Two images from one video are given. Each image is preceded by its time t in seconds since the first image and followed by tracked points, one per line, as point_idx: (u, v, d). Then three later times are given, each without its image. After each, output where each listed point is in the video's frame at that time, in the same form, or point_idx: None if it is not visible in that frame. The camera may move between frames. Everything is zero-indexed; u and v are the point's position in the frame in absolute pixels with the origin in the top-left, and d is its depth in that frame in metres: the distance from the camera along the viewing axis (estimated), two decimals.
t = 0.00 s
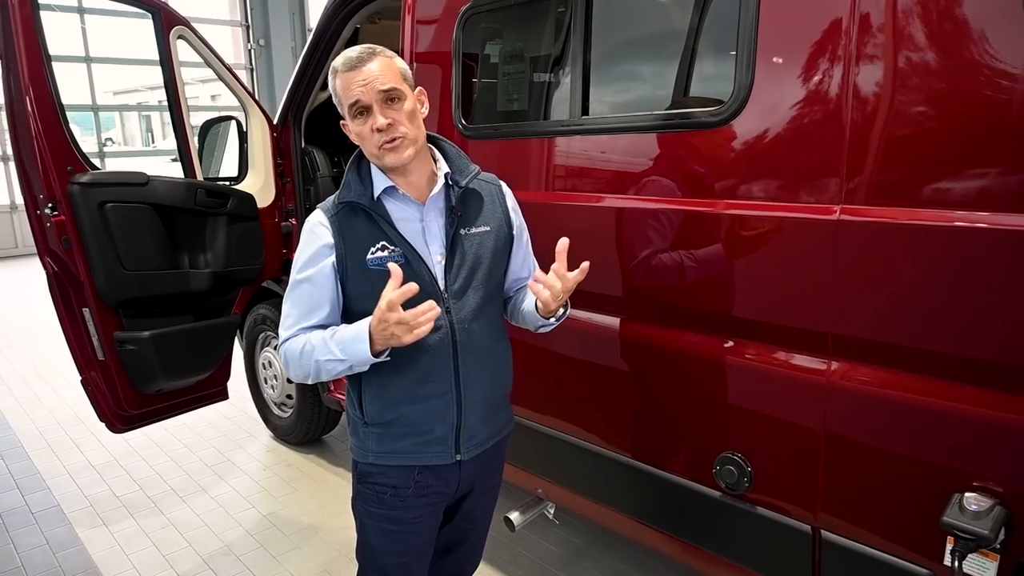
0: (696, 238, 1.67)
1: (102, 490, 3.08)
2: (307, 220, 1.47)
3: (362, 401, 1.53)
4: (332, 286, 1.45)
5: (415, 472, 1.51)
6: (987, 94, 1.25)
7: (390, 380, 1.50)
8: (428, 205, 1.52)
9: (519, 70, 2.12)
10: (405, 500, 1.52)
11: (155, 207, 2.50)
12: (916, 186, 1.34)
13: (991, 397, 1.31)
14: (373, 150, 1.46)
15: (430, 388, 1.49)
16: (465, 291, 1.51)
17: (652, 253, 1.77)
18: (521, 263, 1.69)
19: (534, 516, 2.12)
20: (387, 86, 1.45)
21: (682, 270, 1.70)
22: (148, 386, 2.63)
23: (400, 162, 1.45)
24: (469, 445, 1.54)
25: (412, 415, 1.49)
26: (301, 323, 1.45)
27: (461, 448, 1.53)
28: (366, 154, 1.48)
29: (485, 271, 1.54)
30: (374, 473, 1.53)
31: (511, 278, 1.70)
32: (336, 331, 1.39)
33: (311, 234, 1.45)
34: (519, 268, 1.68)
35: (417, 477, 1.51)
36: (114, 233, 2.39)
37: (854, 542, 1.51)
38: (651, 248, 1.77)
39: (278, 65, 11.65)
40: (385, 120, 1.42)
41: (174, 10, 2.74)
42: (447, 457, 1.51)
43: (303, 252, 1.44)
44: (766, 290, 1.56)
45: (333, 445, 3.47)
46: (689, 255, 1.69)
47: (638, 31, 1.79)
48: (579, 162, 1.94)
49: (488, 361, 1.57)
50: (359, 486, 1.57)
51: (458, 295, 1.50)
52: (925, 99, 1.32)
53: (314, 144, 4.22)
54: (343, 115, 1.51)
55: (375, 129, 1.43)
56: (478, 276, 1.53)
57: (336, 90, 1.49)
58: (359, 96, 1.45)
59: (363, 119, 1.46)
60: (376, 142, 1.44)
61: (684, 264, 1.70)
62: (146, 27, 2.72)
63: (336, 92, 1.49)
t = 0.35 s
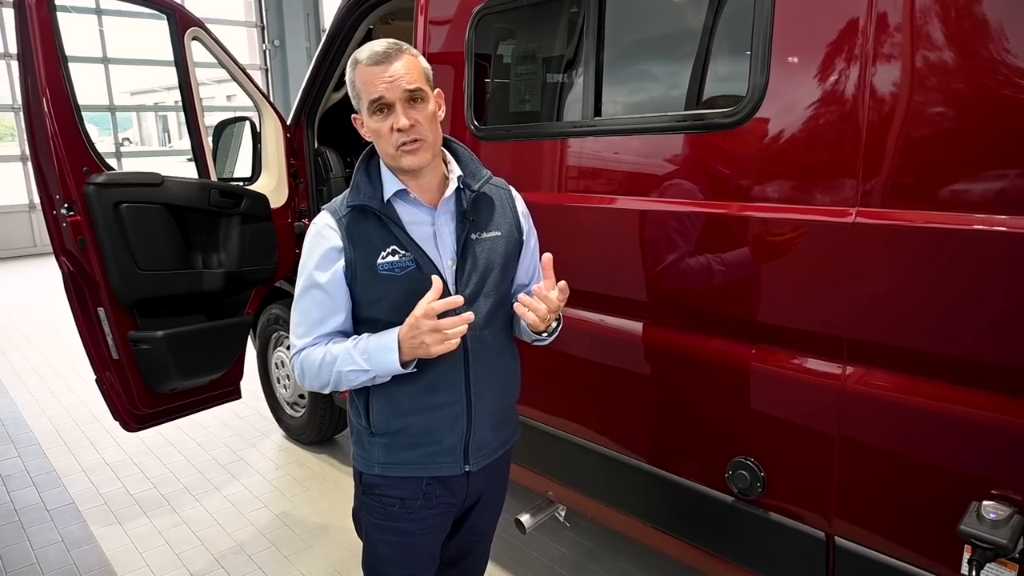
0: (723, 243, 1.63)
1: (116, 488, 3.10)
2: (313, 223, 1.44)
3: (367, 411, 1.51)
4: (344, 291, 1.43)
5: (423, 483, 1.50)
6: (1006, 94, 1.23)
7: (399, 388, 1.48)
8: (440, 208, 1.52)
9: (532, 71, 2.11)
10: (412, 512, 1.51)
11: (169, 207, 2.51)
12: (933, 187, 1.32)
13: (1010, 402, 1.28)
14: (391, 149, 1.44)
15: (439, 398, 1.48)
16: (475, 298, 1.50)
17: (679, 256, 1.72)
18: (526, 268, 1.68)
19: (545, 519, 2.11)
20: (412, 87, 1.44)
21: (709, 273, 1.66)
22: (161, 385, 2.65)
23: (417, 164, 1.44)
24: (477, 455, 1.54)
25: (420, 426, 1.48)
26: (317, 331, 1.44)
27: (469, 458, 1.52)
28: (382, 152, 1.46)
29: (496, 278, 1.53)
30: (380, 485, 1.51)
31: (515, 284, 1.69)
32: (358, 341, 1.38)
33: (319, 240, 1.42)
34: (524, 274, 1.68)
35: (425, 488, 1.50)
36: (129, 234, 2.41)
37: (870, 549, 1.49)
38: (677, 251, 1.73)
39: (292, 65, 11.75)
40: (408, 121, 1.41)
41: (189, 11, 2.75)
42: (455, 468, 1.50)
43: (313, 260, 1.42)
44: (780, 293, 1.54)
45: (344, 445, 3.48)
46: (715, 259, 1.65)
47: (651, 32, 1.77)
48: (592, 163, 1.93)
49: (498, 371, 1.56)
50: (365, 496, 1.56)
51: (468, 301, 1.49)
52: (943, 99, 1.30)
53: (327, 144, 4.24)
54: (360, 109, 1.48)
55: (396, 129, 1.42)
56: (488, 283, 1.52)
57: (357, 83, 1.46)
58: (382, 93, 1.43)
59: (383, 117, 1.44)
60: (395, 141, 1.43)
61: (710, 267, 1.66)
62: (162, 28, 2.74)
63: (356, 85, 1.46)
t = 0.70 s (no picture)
0: (743, 246, 1.59)
1: (127, 486, 3.12)
2: (313, 222, 1.43)
3: (363, 416, 1.50)
4: (344, 292, 1.42)
5: (418, 492, 1.49)
6: None
7: (402, 392, 1.47)
8: (443, 212, 1.51)
9: (540, 71, 2.10)
10: (408, 520, 1.50)
11: (179, 207, 2.52)
12: (949, 189, 1.29)
13: None
14: (395, 137, 1.42)
15: (436, 407, 1.47)
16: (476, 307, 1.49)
17: (698, 258, 1.69)
18: (531, 274, 1.67)
19: (552, 522, 2.09)
20: (431, 79, 1.42)
21: (729, 277, 1.63)
22: (171, 384, 2.66)
23: (416, 158, 1.42)
24: (474, 465, 1.52)
25: (416, 435, 1.47)
26: (316, 333, 1.42)
27: (465, 468, 1.51)
28: (386, 139, 1.44)
29: (497, 288, 1.51)
30: (376, 491, 1.50)
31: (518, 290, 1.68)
32: (358, 339, 1.37)
33: (316, 238, 1.41)
34: (529, 281, 1.67)
35: (421, 497, 1.49)
36: (139, 233, 2.42)
37: (882, 557, 1.46)
38: (697, 253, 1.69)
39: (305, 65, 11.85)
40: (418, 112, 1.39)
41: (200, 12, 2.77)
42: (451, 478, 1.49)
43: (310, 258, 1.40)
44: (792, 295, 1.52)
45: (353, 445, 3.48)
46: (735, 262, 1.62)
47: (661, 31, 1.75)
48: (603, 163, 1.91)
49: (496, 381, 1.55)
50: (360, 502, 1.54)
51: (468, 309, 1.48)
52: (960, 99, 1.27)
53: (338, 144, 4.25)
54: (375, 90, 1.46)
55: (404, 118, 1.40)
56: (489, 292, 1.51)
57: (377, 65, 1.45)
58: (399, 78, 1.41)
59: (396, 104, 1.42)
60: (401, 130, 1.41)
61: (728, 270, 1.63)
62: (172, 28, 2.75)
63: (376, 65, 1.45)
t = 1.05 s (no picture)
0: (767, 249, 1.55)
1: (136, 484, 3.14)
2: (302, 218, 1.43)
3: (344, 423, 1.49)
4: (330, 293, 1.41)
5: (399, 503, 1.48)
6: None
7: (405, 394, 1.46)
8: (433, 216, 1.51)
9: (548, 71, 2.08)
10: (390, 530, 1.49)
11: (187, 207, 2.53)
12: (964, 191, 1.27)
13: None
14: (385, 132, 1.42)
15: (418, 418, 1.46)
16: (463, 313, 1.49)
17: (721, 262, 1.65)
18: (525, 284, 1.68)
19: (558, 523, 2.08)
20: (424, 77, 1.42)
21: (753, 281, 1.59)
22: (178, 383, 2.67)
23: (404, 155, 1.41)
24: (456, 478, 1.52)
25: (397, 445, 1.46)
26: (304, 333, 1.42)
27: (447, 481, 1.50)
28: (377, 135, 1.44)
29: (488, 295, 1.51)
30: (358, 499, 1.50)
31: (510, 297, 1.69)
32: (351, 346, 1.37)
33: (303, 237, 1.40)
34: (522, 289, 1.68)
35: (402, 508, 1.48)
36: (147, 233, 2.43)
37: (888, 565, 1.44)
38: (719, 256, 1.65)
39: (317, 65, 11.94)
40: (406, 107, 1.38)
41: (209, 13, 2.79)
42: (432, 490, 1.49)
43: (298, 258, 1.40)
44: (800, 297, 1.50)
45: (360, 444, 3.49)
46: (759, 265, 1.57)
47: (669, 31, 1.74)
48: (615, 163, 1.88)
49: (479, 393, 1.54)
50: (343, 509, 1.54)
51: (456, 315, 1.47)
52: (975, 100, 1.24)
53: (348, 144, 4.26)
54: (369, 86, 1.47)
55: (393, 114, 1.40)
56: (479, 299, 1.50)
57: (372, 60, 1.45)
58: (391, 72, 1.41)
59: (387, 100, 1.42)
60: (390, 125, 1.40)
61: (754, 274, 1.58)
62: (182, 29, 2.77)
63: (372, 59, 1.45)
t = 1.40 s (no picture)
0: (774, 252, 1.54)
1: (146, 482, 3.17)
2: (295, 228, 1.33)
3: (355, 441, 1.45)
4: (339, 305, 1.35)
5: (417, 510, 1.48)
6: None
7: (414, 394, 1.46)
8: (433, 217, 1.50)
9: (555, 71, 2.08)
10: (408, 538, 1.49)
11: (196, 207, 2.55)
12: (978, 194, 1.25)
13: None
14: (433, 146, 1.36)
15: (435, 424, 1.47)
16: (466, 312, 1.50)
17: (712, 257, 1.67)
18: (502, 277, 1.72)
19: (563, 525, 2.07)
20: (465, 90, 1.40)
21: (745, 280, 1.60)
22: (187, 381, 2.68)
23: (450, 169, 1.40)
24: (468, 477, 1.54)
25: (414, 453, 1.45)
26: (318, 350, 1.35)
27: (462, 481, 1.52)
28: (416, 145, 1.36)
29: (484, 292, 1.54)
30: (372, 515, 1.47)
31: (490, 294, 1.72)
32: (379, 367, 1.34)
33: (303, 248, 1.31)
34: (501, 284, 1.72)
35: (420, 514, 1.49)
36: (157, 233, 2.45)
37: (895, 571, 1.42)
38: (723, 257, 1.64)
39: (329, 65, 12.05)
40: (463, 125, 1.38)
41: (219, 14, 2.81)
42: (449, 492, 1.50)
43: (304, 272, 1.31)
44: (808, 300, 1.49)
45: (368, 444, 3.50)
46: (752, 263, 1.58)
47: (678, 31, 1.73)
48: (626, 164, 1.87)
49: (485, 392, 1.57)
50: (349, 524, 1.51)
51: (460, 315, 1.49)
52: (990, 101, 1.22)
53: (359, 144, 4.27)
54: (400, 92, 1.33)
55: (449, 127, 1.36)
56: (477, 297, 1.53)
57: (409, 65, 1.33)
58: (445, 87, 1.34)
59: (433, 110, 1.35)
60: (443, 139, 1.36)
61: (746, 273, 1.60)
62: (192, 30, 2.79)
63: (411, 65, 1.33)
